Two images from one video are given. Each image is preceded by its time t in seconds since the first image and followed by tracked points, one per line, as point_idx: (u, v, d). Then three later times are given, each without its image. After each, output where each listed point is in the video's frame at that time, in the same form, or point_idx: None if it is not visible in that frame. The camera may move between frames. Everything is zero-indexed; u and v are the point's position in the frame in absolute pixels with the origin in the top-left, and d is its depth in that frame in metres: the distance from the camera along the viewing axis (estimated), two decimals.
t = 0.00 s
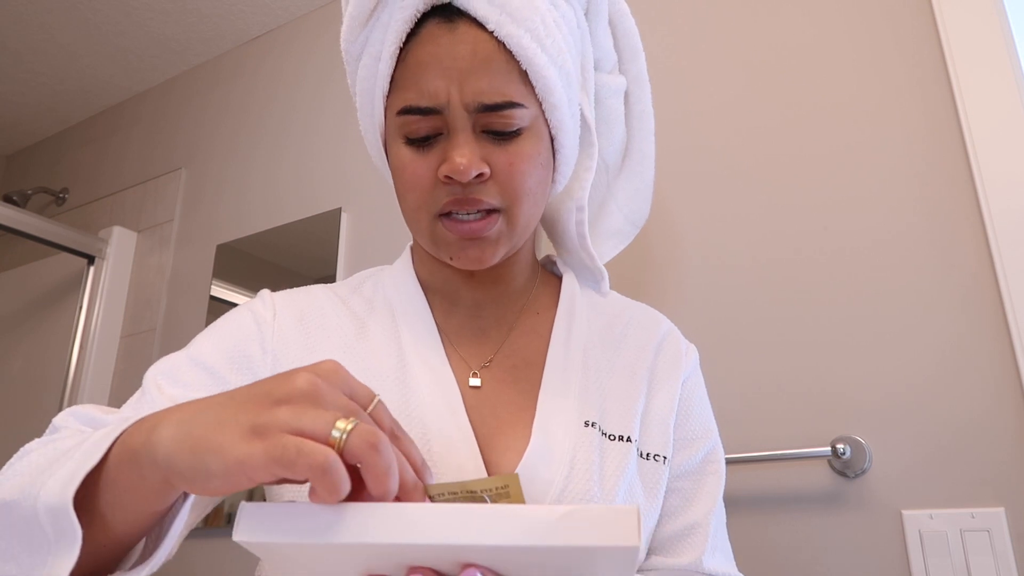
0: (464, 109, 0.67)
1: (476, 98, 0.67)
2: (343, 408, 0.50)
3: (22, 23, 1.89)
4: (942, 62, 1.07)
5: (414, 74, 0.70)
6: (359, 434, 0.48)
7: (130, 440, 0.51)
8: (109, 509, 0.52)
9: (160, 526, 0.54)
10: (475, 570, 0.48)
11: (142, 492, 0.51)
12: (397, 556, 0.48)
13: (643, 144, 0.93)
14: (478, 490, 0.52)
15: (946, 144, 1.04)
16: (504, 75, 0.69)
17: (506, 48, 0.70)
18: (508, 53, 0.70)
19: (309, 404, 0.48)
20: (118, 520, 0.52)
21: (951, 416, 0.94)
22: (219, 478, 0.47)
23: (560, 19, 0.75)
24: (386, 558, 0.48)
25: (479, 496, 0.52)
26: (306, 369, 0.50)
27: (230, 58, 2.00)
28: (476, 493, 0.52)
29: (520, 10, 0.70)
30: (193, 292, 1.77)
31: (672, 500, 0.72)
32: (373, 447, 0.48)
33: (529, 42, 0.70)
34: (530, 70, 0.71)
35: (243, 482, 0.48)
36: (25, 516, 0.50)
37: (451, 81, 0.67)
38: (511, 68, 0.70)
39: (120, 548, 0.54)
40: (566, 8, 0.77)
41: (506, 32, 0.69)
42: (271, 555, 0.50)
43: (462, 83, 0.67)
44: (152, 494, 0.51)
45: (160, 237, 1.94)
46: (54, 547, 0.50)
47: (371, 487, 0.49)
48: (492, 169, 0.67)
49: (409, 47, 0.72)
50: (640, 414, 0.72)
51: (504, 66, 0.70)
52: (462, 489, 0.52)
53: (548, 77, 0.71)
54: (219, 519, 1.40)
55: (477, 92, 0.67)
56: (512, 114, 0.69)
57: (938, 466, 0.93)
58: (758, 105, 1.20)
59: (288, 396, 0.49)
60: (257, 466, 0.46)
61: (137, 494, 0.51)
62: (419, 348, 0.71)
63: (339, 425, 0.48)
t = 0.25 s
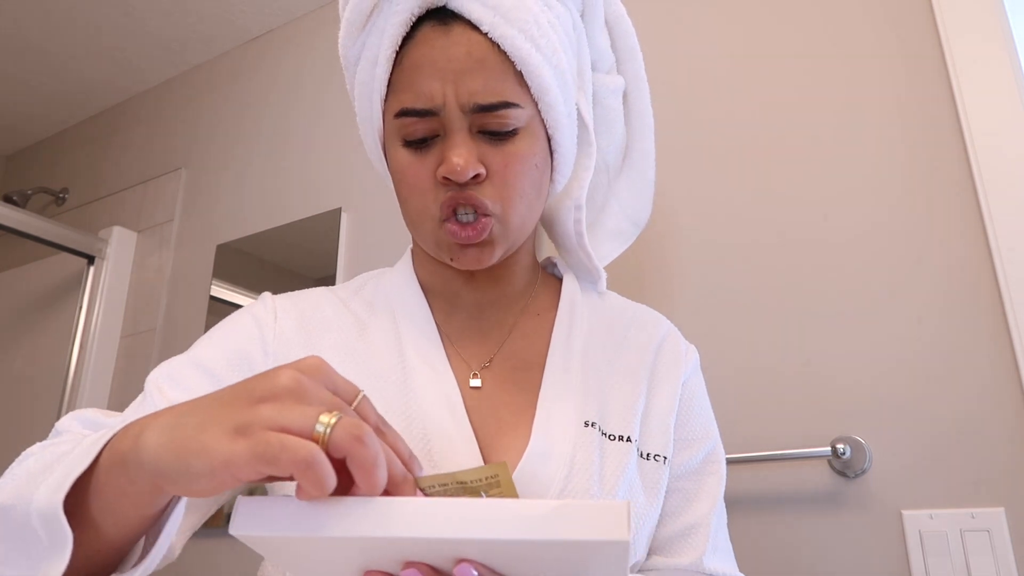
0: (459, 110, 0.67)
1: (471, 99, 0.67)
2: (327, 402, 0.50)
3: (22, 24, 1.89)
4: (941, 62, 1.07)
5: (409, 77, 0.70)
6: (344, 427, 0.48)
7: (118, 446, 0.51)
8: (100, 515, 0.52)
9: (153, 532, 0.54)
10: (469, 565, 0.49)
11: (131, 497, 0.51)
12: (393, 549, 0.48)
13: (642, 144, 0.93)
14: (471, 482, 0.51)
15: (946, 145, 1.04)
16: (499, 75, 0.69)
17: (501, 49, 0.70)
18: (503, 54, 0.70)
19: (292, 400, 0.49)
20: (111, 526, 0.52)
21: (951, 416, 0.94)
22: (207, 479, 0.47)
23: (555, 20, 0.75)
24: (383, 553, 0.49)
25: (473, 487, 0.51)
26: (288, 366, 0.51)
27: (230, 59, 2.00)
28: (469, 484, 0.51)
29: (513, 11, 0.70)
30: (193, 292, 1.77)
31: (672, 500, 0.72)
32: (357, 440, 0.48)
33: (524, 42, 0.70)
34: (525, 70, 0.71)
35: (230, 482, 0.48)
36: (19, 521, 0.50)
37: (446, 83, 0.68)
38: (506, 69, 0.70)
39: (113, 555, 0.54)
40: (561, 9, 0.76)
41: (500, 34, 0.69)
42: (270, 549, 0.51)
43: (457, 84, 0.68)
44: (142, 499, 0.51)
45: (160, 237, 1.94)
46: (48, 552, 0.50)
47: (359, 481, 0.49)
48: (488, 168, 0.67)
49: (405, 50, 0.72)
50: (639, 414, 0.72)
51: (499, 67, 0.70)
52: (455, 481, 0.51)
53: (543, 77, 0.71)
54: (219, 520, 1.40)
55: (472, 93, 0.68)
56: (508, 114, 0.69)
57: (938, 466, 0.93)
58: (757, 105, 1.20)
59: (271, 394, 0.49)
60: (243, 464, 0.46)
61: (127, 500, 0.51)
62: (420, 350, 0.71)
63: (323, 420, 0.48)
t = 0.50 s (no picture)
0: (458, 112, 0.67)
1: (469, 101, 0.67)
2: (320, 403, 0.50)
3: (21, 24, 1.89)
4: (941, 62, 1.07)
5: (408, 79, 0.70)
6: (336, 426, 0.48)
7: (116, 449, 0.51)
8: (99, 518, 0.52)
9: (152, 536, 0.54)
10: (462, 563, 0.49)
11: (129, 500, 0.51)
12: (390, 548, 0.48)
13: (643, 145, 0.93)
14: (468, 479, 0.51)
15: (945, 145, 1.04)
16: (497, 77, 0.69)
17: (499, 51, 0.70)
18: (501, 55, 0.70)
19: (285, 401, 0.49)
20: (111, 529, 0.52)
21: (951, 416, 0.94)
22: (202, 481, 0.47)
23: (553, 22, 0.75)
24: (379, 552, 0.49)
25: (470, 485, 0.51)
26: (281, 367, 0.51)
27: (229, 58, 2.00)
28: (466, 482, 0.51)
29: (511, 14, 0.70)
30: (193, 292, 1.77)
31: (673, 500, 0.72)
32: (350, 439, 0.48)
33: (522, 44, 0.70)
34: (523, 72, 0.71)
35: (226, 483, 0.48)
36: (19, 522, 0.50)
37: (445, 85, 0.68)
38: (504, 70, 0.70)
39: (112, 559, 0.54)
40: (559, 10, 0.76)
41: (498, 36, 0.69)
42: (270, 549, 0.51)
43: (456, 86, 0.67)
44: (139, 502, 0.51)
45: (160, 237, 1.94)
46: (47, 554, 0.50)
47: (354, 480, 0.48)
48: (488, 170, 0.67)
49: (404, 53, 0.72)
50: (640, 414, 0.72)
51: (498, 68, 0.70)
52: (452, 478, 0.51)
53: (541, 79, 0.71)
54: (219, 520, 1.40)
55: (471, 95, 0.67)
56: (507, 116, 0.68)
57: (938, 466, 0.93)
58: (758, 105, 1.19)
59: (265, 395, 0.49)
60: (235, 466, 0.46)
61: (125, 503, 0.51)
62: (420, 351, 0.71)
63: (316, 420, 0.48)
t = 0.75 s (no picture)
0: (458, 114, 0.67)
1: (469, 103, 0.67)
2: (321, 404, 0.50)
3: (20, 23, 1.89)
4: (941, 62, 1.07)
5: (408, 82, 0.70)
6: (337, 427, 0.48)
7: (117, 451, 0.51)
8: (101, 519, 0.52)
9: (154, 536, 0.54)
10: (462, 562, 0.49)
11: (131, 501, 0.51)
12: (390, 548, 0.49)
13: (643, 145, 0.93)
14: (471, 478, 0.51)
15: (945, 145, 1.04)
16: (498, 79, 0.69)
17: (499, 52, 0.70)
18: (502, 57, 0.70)
19: (286, 403, 0.49)
20: (113, 529, 0.52)
21: (951, 417, 0.94)
22: (204, 482, 0.47)
23: (553, 23, 0.75)
24: (379, 551, 0.49)
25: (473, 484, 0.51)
26: (281, 369, 0.51)
27: (230, 58, 2.00)
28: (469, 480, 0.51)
29: (512, 16, 0.70)
30: (193, 292, 1.77)
31: (673, 500, 0.72)
32: (351, 440, 0.48)
33: (522, 46, 0.70)
34: (523, 74, 0.71)
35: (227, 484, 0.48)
36: (21, 524, 0.50)
37: (445, 87, 0.68)
38: (504, 72, 0.70)
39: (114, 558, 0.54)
40: (560, 12, 0.76)
41: (499, 37, 0.69)
42: (271, 550, 0.52)
43: (456, 88, 0.68)
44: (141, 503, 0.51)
45: (160, 237, 1.94)
46: (49, 556, 0.50)
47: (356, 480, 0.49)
48: (488, 172, 0.67)
49: (405, 55, 0.72)
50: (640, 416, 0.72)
51: (498, 70, 0.70)
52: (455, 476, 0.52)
53: (542, 80, 0.71)
54: (220, 520, 1.40)
55: (471, 97, 0.68)
56: (508, 118, 0.69)
57: (938, 466, 0.93)
58: (758, 105, 1.20)
59: (265, 397, 0.49)
60: (236, 467, 0.46)
61: (127, 504, 0.51)
62: (421, 352, 0.71)
63: (318, 422, 0.48)
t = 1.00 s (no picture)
0: (464, 108, 0.67)
1: (474, 98, 0.67)
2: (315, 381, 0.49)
3: (20, 23, 1.88)
4: (941, 62, 1.07)
5: (413, 77, 0.70)
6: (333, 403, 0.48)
7: (111, 440, 0.51)
8: (98, 510, 0.52)
9: (151, 526, 0.54)
10: (470, 564, 0.49)
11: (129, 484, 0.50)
12: (393, 547, 0.48)
13: (643, 151, 0.93)
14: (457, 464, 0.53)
15: (945, 145, 1.04)
16: (503, 76, 0.69)
17: (505, 50, 0.70)
18: (508, 55, 0.70)
19: (278, 381, 0.47)
20: (111, 516, 0.52)
21: (951, 417, 0.94)
22: (203, 458, 0.47)
23: (558, 24, 0.75)
24: (381, 549, 0.49)
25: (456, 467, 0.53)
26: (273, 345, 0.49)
27: (230, 58, 2.00)
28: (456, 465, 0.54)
29: (519, 13, 0.70)
30: (192, 292, 1.77)
31: (674, 500, 0.72)
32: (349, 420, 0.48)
33: (528, 44, 0.70)
34: (529, 72, 0.71)
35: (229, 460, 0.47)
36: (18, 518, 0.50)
37: (451, 81, 0.68)
38: (510, 69, 0.70)
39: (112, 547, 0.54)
40: (564, 14, 0.76)
41: (505, 35, 0.69)
42: (268, 545, 0.51)
43: (462, 82, 0.68)
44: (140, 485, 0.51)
45: (160, 237, 1.94)
46: (48, 548, 0.50)
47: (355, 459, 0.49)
48: (492, 167, 0.67)
49: (411, 51, 0.72)
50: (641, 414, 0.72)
51: (504, 67, 0.70)
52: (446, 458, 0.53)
53: (547, 79, 0.71)
54: (219, 520, 1.40)
55: (477, 91, 0.68)
56: (513, 114, 0.69)
57: (938, 466, 0.93)
58: (758, 105, 1.19)
59: (256, 375, 0.47)
60: (240, 445, 0.46)
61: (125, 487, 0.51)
62: (422, 348, 0.71)
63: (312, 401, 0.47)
